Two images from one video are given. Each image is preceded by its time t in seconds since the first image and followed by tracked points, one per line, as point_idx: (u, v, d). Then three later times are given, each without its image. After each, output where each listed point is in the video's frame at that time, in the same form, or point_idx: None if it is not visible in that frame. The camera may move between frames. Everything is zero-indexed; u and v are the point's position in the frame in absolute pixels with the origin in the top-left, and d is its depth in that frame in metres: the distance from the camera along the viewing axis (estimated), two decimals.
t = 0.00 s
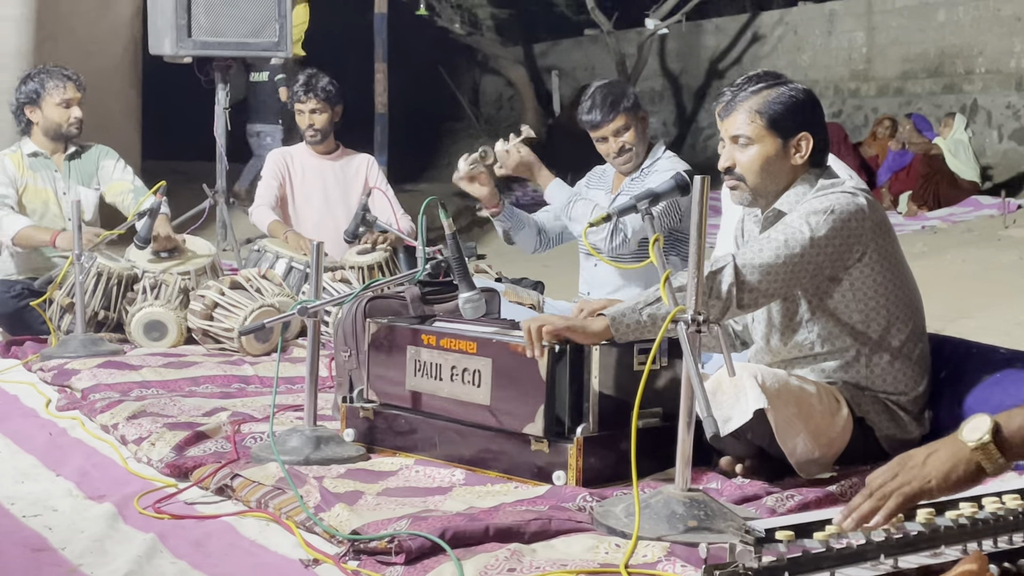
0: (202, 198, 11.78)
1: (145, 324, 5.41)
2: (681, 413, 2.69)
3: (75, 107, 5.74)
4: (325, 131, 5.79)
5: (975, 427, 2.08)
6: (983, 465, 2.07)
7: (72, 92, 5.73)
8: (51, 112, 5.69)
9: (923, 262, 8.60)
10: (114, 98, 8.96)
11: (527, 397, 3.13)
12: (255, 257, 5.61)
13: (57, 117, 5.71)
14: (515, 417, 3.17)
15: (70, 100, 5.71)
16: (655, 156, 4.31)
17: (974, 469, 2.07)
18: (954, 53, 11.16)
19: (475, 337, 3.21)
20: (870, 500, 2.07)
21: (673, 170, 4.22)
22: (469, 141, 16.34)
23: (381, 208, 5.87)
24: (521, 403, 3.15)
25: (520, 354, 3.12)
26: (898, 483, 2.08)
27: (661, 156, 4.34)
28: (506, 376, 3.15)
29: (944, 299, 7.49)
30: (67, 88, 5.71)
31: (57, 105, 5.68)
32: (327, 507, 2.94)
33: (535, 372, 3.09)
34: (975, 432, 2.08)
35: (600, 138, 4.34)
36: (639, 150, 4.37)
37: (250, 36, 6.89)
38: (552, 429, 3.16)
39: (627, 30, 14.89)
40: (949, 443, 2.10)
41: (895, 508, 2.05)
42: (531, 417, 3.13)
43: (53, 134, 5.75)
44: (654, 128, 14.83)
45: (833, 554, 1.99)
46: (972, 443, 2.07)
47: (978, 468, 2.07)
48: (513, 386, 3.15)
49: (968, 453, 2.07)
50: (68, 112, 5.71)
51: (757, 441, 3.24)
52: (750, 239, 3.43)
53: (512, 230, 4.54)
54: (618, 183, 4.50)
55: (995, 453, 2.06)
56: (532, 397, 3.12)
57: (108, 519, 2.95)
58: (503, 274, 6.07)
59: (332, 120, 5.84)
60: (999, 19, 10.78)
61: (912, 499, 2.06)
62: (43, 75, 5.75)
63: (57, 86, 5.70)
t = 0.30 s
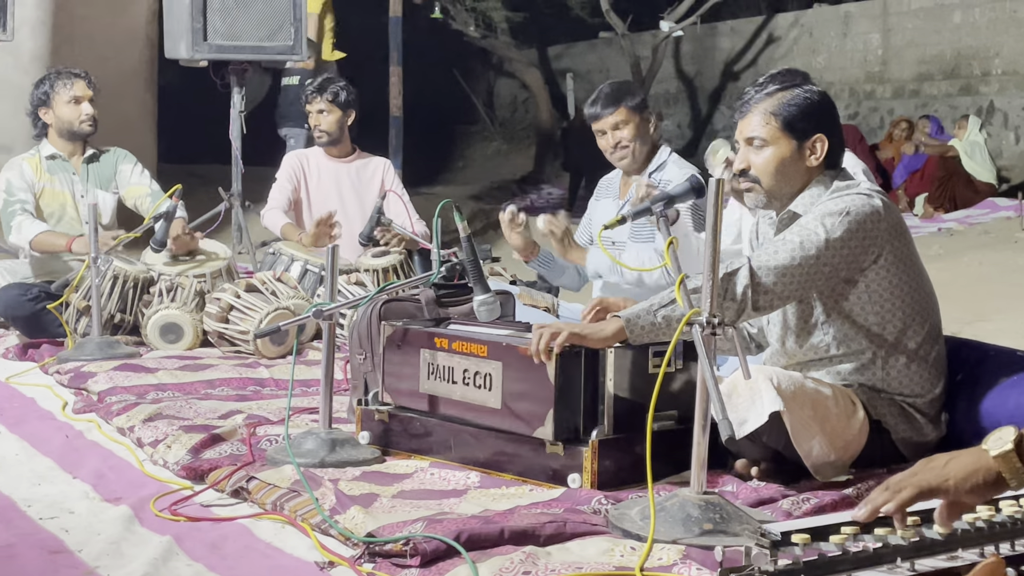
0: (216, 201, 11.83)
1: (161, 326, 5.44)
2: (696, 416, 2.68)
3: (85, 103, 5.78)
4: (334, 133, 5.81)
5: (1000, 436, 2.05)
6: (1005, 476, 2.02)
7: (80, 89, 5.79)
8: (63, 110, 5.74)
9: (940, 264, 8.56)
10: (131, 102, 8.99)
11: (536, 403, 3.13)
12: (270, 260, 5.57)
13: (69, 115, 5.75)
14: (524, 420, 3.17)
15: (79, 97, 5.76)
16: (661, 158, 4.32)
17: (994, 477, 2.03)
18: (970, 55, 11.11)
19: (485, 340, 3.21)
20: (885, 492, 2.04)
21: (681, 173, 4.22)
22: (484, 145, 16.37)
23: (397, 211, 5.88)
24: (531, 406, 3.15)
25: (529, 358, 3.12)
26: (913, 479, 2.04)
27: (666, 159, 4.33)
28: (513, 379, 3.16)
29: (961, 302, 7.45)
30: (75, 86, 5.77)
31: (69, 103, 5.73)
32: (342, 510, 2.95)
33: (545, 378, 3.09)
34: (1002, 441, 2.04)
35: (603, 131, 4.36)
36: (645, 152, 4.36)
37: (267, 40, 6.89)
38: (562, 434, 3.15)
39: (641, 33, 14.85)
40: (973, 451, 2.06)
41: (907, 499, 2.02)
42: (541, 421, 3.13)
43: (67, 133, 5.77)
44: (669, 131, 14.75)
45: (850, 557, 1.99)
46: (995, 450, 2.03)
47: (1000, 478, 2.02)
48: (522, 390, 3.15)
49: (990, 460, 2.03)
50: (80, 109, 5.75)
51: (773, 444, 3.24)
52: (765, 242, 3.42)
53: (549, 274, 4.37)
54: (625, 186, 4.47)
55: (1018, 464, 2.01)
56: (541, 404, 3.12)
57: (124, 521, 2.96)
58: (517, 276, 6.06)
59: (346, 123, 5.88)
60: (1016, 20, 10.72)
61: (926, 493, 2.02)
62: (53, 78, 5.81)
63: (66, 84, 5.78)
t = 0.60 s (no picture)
0: (227, 203, 11.86)
1: (172, 328, 5.46)
2: (706, 418, 2.68)
3: (90, 103, 5.78)
4: (343, 136, 5.82)
5: (1008, 429, 2.00)
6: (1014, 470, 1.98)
7: (84, 88, 5.79)
8: (68, 111, 5.75)
9: (950, 266, 8.55)
10: (142, 105, 9.01)
11: (553, 403, 3.15)
12: (280, 263, 5.63)
13: (74, 115, 5.76)
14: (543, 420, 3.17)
15: (83, 96, 5.76)
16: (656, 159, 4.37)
17: (1001, 471, 1.99)
18: (982, 56, 11.08)
19: (502, 341, 3.22)
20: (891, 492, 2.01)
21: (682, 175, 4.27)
22: (495, 147, 16.43)
23: (407, 214, 5.89)
24: (549, 406, 3.15)
25: (547, 359, 3.14)
26: (922, 477, 2.01)
27: (659, 161, 4.39)
28: (533, 380, 3.17)
29: (972, 303, 7.43)
30: (78, 86, 5.78)
31: (72, 103, 5.74)
32: (352, 511, 2.95)
33: (564, 377, 3.10)
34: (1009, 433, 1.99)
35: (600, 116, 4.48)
36: (634, 149, 4.43)
37: (277, 42, 6.92)
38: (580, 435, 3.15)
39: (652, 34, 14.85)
40: (979, 446, 2.02)
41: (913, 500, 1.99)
42: (559, 422, 3.14)
43: (73, 133, 5.78)
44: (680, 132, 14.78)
45: (859, 559, 2.00)
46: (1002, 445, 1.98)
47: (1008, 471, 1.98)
48: (541, 390, 3.16)
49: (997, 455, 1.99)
50: (84, 109, 5.76)
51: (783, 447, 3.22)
52: (774, 243, 3.41)
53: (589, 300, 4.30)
54: (621, 187, 4.51)
55: None
56: (560, 404, 3.13)
57: (135, 523, 2.97)
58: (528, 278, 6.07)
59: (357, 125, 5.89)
60: None
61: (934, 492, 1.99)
62: (60, 82, 5.82)
63: (70, 85, 5.79)
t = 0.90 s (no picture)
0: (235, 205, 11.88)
1: (180, 329, 5.47)
2: (714, 420, 2.67)
3: (99, 107, 5.80)
4: (349, 137, 5.83)
5: (1007, 427, 2.09)
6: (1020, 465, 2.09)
7: (94, 92, 5.81)
8: (76, 113, 5.77)
9: (958, 267, 8.53)
10: (149, 106, 9.01)
11: (542, 407, 3.13)
12: (288, 263, 5.65)
13: (82, 119, 5.78)
14: (531, 422, 3.16)
15: (93, 100, 5.78)
16: (670, 158, 4.37)
17: (1008, 468, 2.09)
18: (989, 57, 11.06)
19: (495, 344, 3.21)
20: (904, 503, 2.12)
21: (693, 174, 4.28)
22: (502, 148, 16.48)
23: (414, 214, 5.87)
24: (535, 409, 3.15)
25: (537, 361, 3.13)
26: (931, 487, 2.12)
27: (673, 160, 4.40)
28: (522, 383, 3.16)
29: (980, 305, 7.41)
30: (89, 90, 5.80)
31: (81, 107, 5.76)
32: (360, 513, 2.95)
33: (549, 380, 3.09)
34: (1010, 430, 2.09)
35: (620, 115, 4.49)
36: (650, 152, 4.44)
37: (284, 44, 6.93)
38: (571, 438, 3.15)
39: (658, 36, 14.86)
40: (982, 445, 2.12)
41: (928, 512, 2.10)
42: (546, 425, 3.13)
43: (81, 138, 5.81)
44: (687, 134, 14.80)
45: (868, 560, 1.98)
46: (1003, 444, 2.09)
47: (1013, 467, 2.09)
48: (530, 392, 3.15)
49: (1000, 455, 2.10)
50: (93, 112, 5.77)
51: (790, 447, 3.21)
52: (782, 244, 3.40)
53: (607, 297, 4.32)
54: (632, 185, 4.51)
55: None
56: (547, 409, 3.12)
57: (142, 523, 2.98)
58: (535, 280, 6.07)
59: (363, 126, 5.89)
60: None
61: (945, 501, 2.10)
62: (70, 83, 5.85)
63: (81, 88, 5.81)
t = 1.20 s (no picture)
0: (240, 206, 11.90)
1: (185, 331, 5.47)
2: (719, 420, 2.67)
3: (102, 110, 5.80)
4: (354, 138, 5.84)
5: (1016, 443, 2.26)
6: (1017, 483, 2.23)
7: (98, 95, 5.81)
8: (81, 115, 5.79)
9: (963, 268, 8.51)
10: (154, 107, 9.02)
11: (568, 404, 3.14)
12: (292, 264, 5.66)
13: (86, 121, 5.79)
14: (557, 422, 3.17)
15: (96, 103, 5.79)
16: (680, 159, 4.38)
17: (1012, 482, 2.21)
18: (994, 57, 11.04)
19: (515, 342, 3.21)
20: (912, 504, 2.13)
21: (703, 176, 4.29)
22: (506, 148, 16.50)
23: (419, 216, 5.88)
24: (564, 409, 3.16)
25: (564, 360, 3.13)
26: (941, 490, 2.16)
27: (684, 160, 4.40)
28: (547, 381, 3.16)
29: (985, 306, 7.39)
30: (93, 92, 5.80)
31: (85, 109, 5.77)
32: (365, 513, 2.95)
33: (579, 379, 3.09)
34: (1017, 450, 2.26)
35: (632, 116, 4.49)
36: (660, 155, 4.45)
37: (288, 45, 6.94)
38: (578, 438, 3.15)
39: (663, 36, 14.87)
40: (986, 460, 2.23)
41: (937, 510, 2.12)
42: (577, 422, 3.14)
43: (84, 140, 5.82)
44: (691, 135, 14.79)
45: (872, 561, 1.98)
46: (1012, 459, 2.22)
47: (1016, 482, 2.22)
48: (556, 393, 3.16)
49: (1008, 468, 2.22)
50: (96, 115, 5.78)
51: (795, 448, 3.21)
52: (786, 245, 3.40)
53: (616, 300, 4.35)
54: (640, 184, 4.52)
55: None
56: (574, 406, 3.13)
57: (147, 525, 2.98)
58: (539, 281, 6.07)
59: (367, 127, 5.90)
60: None
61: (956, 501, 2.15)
62: (74, 85, 5.86)
63: (83, 91, 5.82)
